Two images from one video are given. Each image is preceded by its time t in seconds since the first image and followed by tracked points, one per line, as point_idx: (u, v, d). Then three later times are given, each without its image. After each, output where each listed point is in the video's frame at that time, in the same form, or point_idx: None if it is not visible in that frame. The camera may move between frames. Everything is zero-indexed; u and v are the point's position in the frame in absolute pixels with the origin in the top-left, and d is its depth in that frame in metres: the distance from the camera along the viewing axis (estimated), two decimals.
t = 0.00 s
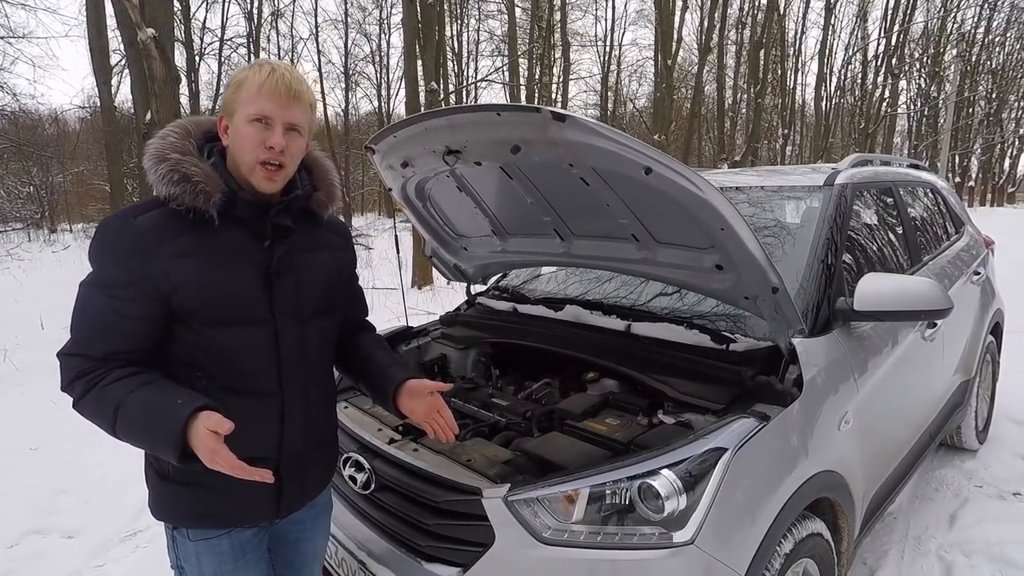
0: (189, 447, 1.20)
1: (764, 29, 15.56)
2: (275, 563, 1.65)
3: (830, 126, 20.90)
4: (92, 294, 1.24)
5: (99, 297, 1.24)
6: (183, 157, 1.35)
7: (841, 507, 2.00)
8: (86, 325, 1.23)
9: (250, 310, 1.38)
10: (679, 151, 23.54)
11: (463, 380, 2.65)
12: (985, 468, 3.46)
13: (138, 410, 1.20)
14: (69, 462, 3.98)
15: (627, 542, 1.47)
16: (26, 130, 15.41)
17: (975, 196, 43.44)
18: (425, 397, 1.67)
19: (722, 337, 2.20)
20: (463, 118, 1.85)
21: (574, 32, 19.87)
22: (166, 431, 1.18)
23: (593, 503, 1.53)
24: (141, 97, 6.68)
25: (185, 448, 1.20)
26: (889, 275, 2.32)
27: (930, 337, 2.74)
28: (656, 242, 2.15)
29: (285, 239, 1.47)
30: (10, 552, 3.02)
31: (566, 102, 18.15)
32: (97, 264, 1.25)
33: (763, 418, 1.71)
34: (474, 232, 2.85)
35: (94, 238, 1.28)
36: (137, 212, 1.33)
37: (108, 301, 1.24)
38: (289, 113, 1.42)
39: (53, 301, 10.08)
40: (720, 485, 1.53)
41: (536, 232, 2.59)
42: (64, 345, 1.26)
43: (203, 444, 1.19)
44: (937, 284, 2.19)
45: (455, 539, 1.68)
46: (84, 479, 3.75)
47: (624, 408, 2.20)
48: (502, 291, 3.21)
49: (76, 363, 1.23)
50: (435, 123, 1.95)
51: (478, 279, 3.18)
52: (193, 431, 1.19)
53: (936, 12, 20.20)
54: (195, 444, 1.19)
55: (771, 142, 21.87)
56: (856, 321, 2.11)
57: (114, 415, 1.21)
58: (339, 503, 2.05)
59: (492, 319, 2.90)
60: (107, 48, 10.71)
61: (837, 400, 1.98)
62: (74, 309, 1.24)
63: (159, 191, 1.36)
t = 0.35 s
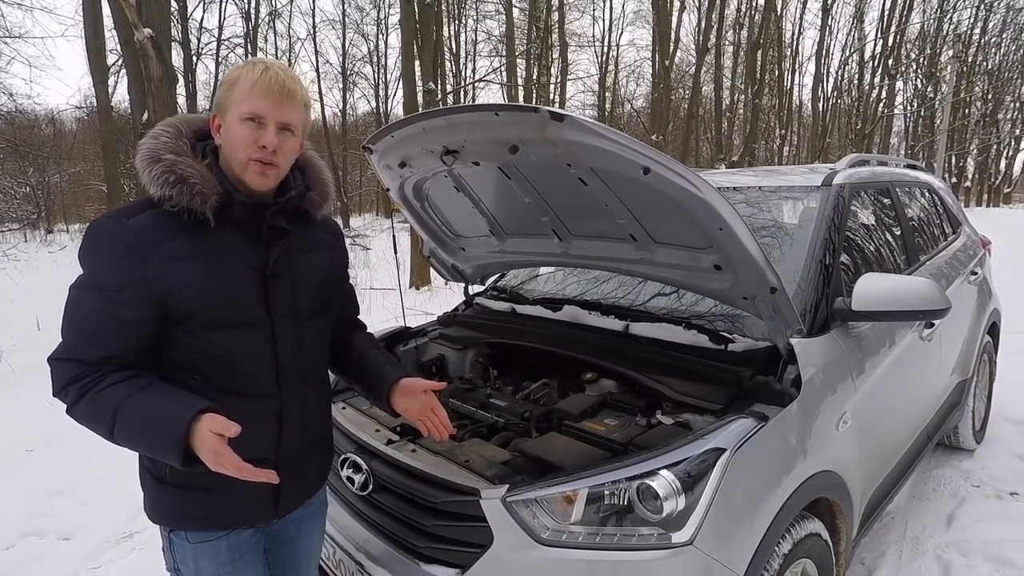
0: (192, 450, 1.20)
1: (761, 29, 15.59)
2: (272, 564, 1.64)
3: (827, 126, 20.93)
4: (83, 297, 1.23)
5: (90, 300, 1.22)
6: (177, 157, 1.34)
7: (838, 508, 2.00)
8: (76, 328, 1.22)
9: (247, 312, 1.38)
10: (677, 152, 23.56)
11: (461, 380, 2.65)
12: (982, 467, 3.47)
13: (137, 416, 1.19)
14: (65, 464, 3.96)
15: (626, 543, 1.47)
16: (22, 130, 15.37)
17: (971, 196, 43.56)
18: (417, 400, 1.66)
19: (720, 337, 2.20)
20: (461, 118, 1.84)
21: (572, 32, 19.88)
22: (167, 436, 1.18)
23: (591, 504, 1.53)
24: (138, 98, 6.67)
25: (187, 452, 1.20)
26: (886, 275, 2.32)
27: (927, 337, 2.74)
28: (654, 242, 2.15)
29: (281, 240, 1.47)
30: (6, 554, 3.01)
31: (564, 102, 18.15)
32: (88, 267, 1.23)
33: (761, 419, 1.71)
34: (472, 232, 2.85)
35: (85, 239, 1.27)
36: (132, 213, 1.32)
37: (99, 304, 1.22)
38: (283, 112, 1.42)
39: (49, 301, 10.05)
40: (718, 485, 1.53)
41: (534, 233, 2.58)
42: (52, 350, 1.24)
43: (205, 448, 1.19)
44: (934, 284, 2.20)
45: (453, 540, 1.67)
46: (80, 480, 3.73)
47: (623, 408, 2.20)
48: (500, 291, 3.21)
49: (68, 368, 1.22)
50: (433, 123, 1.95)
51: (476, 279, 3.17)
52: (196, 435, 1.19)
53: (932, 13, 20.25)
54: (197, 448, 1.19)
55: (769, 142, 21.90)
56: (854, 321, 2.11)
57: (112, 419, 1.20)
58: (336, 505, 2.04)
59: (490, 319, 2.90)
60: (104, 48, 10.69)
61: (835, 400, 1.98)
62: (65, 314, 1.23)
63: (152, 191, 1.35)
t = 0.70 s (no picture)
0: (213, 455, 1.18)
1: (757, 30, 15.63)
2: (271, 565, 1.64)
3: (824, 126, 20.98)
4: (72, 295, 1.19)
5: (79, 300, 1.18)
6: (174, 161, 1.33)
7: (836, 507, 2.01)
8: (62, 330, 1.16)
9: (244, 314, 1.37)
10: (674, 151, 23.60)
11: (459, 381, 2.64)
12: (979, 467, 3.48)
13: (141, 424, 1.15)
14: (61, 465, 3.95)
15: (625, 543, 1.47)
16: (19, 130, 15.33)
17: (968, 196, 43.68)
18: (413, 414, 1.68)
19: (718, 337, 2.20)
20: (459, 118, 1.84)
21: (570, 32, 19.90)
22: (185, 441, 1.16)
23: (589, 504, 1.53)
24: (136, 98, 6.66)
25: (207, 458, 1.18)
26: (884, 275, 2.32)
27: (924, 336, 2.75)
28: (652, 242, 2.15)
29: (278, 243, 1.46)
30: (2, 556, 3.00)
31: (562, 102, 18.17)
32: (82, 265, 1.20)
33: (759, 419, 1.71)
34: (469, 232, 2.85)
35: (78, 238, 1.24)
36: (129, 213, 1.30)
37: (90, 304, 1.18)
38: (276, 116, 1.42)
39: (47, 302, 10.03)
40: (717, 486, 1.52)
41: (532, 233, 2.58)
42: (28, 352, 1.17)
43: (231, 450, 1.18)
44: (931, 285, 2.20)
45: (451, 540, 1.67)
46: (77, 482, 3.72)
47: (621, 408, 2.20)
48: (497, 291, 3.21)
49: (48, 374, 1.15)
50: (430, 123, 1.94)
51: (474, 280, 3.17)
52: (219, 438, 1.18)
53: (929, 13, 20.31)
54: (219, 451, 1.18)
55: (766, 142, 21.95)
56: (851, 321, 2.11)
57: (110, 428, 1.14)
58: (334, 505, 2.04)
59: (488, 320, 2.89)
60: (102, 48, 10.67)
61: (832, 400, 1.99)
62: (48, 314, 1.17)
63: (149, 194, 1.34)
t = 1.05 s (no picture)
0: (220, 446, 1.21)
1: (755, 31, 15.64)
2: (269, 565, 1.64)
3: (821, 127, 21.01)
4: (81, 305, 1.20)
5: (88, 309, 1.20)
6: (169, 162, 1.34)
7: (833, 506, 2.01)
8: (78, 337, 1.19)
9: (243, 314, 1.37)
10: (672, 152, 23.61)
11: (458, 381, 2.65)
12: (976, 466, 3.49)
13: (154, 419, 1.18)
14: (60, 466, 3.95)
15: (623, 543, 1.47)
16: (16, 130, 15.29)
17: (965, 196, 43.82)
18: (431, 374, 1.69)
19: (717, 337, 2.21)
20: (457, 118, 1.84)
21: (568, 33, 19.90)
22: (195, 434, 1.18)
23: (588, 504, 1.53)
24: (133, 98, 6.65)
25: (215, 447, 1.21)
26: (881, 275, 2.33)
27: (921, 336, 2.76)
28: (651, 243, 2.15)
29: (276, 243, 1.47)
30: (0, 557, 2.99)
31: (560, 102, 18.16)
32: (86, 274, 1.21)
33: (758, 419, 1.72)
34: (468, 233, 2.85)
35: (81, 247, 1.25)
36: (125, 219, 1.30)
37: (101, 312, 1.21)
38: (274, 107, 1.42)
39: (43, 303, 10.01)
40: (715, 486, 1.53)
41: (530, 233, 2.58)
42: (49, 362, 1.21)
43: (237, 440, 1.20)
44: (928, 284, 2.21)
45: (449, 540, 1.67)
46: (75, 483, 3.72)
47: (620, 408, 2.20)
48: (496, 292, 3.21)
49: (65, 381, 1.19)
50: (429, 123, 1.95)
51: (473, 280, 3.17)
52: (226, 429, 1.20)
53: (925, 14, 20.34)
54: (226, 439, 1.20)
55: (763, 143, 21.97)
56: (849, 321, 2.12)
57: (125, 427, 1.18)
58: (334, 506, 2.04)
59: (488, 320, 2.89)
60: (98, 49, 10.65)
61: (830, 400, 1.99)
62: (63, 324, 1.20)
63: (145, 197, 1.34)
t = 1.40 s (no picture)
0: (197, 444, 1.18)
1: (753, 31, 15.64)
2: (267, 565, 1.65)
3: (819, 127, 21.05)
4: (70, 295, 1.20)
5: (80, 302, 1.20)
6: (168, 158, 1.34)
7: (831, 505, 2.02)
8: (62, 329, 1.18)
9: (242, 312, 1.37)
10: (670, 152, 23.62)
11: (456, 381, 2.65)
12: (972, 465, 3.50)
13: (132, 413, 1.16)
14: (58, 467, 3.94)
15: (621, 542, 1.47)
16: (12, 130, 15.23)
17: (961, 196, 43.93)
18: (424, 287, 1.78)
19: (715, 337, 2.21)
20: (455, 118, 1.84)
21: (566, 33, 19.90)
22: (169, 430, 1.16)
23: (586, 503, 1.54)
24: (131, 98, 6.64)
25: (192, 446, 1.18)
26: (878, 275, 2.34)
27: (918, 336, 2.77)
28: (649, 243, 2.15)
29: (274, 242, 1.48)
30: None
31: (558, 102, 18.16)
32: (75, 265, 1.21)
33: (755, 418, 1.72)
34: (467, 233, 2.85)
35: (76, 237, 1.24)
36: (122, 214, 1.30)
37: (91, 305, 1.20)
38: (269, 105, 1.43)
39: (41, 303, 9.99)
40: (712, 485, 1.53)
41: (528, 233, 2.59)
42: (36, 354, 1.20)
43: (211, 439, 1.17)
44: (924, 284, 2.21)
45: (447, 540, 1.67)
46: (73, 483, 3.71)
47: (618, 408, 2.21)
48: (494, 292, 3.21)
49: (50, 372, 1.18)
50: (428, 124, 1.95)
51: (471, 281, 3.17)
52: (203, 427, 1.17)
53: (923, 14, 20.38)
54: (203, 438, 1.17)
55: (761, 143, 22.00)
56: (846, 320, 2.13)
57: (104, 420, 1.16)
58: (332, 506, 2.04)
59: (486, 320, 2.90)
60: (96, 48, 10.62)
61: (828, 399, 2.00)
62: (50, 316, 1.19)
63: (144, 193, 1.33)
